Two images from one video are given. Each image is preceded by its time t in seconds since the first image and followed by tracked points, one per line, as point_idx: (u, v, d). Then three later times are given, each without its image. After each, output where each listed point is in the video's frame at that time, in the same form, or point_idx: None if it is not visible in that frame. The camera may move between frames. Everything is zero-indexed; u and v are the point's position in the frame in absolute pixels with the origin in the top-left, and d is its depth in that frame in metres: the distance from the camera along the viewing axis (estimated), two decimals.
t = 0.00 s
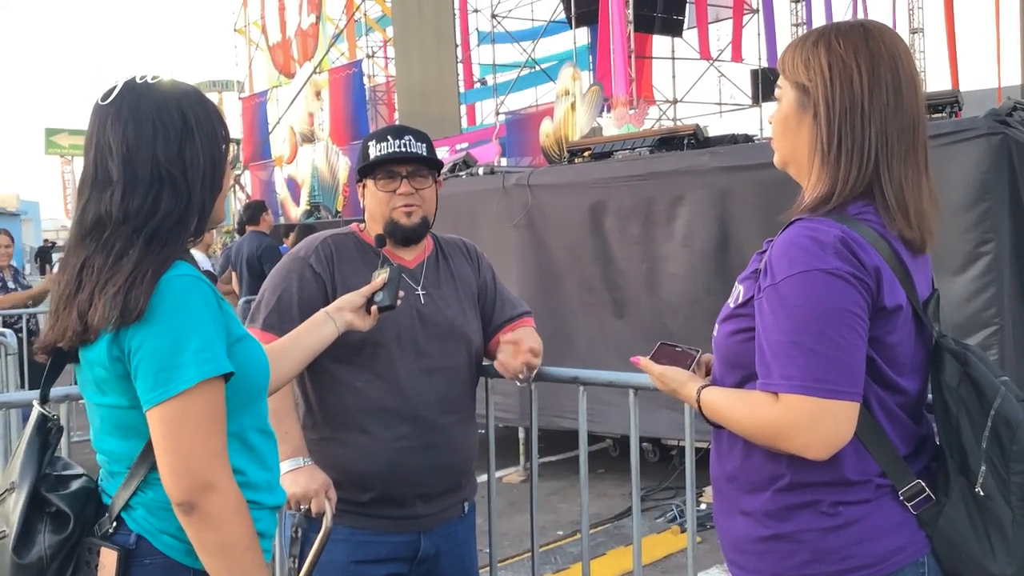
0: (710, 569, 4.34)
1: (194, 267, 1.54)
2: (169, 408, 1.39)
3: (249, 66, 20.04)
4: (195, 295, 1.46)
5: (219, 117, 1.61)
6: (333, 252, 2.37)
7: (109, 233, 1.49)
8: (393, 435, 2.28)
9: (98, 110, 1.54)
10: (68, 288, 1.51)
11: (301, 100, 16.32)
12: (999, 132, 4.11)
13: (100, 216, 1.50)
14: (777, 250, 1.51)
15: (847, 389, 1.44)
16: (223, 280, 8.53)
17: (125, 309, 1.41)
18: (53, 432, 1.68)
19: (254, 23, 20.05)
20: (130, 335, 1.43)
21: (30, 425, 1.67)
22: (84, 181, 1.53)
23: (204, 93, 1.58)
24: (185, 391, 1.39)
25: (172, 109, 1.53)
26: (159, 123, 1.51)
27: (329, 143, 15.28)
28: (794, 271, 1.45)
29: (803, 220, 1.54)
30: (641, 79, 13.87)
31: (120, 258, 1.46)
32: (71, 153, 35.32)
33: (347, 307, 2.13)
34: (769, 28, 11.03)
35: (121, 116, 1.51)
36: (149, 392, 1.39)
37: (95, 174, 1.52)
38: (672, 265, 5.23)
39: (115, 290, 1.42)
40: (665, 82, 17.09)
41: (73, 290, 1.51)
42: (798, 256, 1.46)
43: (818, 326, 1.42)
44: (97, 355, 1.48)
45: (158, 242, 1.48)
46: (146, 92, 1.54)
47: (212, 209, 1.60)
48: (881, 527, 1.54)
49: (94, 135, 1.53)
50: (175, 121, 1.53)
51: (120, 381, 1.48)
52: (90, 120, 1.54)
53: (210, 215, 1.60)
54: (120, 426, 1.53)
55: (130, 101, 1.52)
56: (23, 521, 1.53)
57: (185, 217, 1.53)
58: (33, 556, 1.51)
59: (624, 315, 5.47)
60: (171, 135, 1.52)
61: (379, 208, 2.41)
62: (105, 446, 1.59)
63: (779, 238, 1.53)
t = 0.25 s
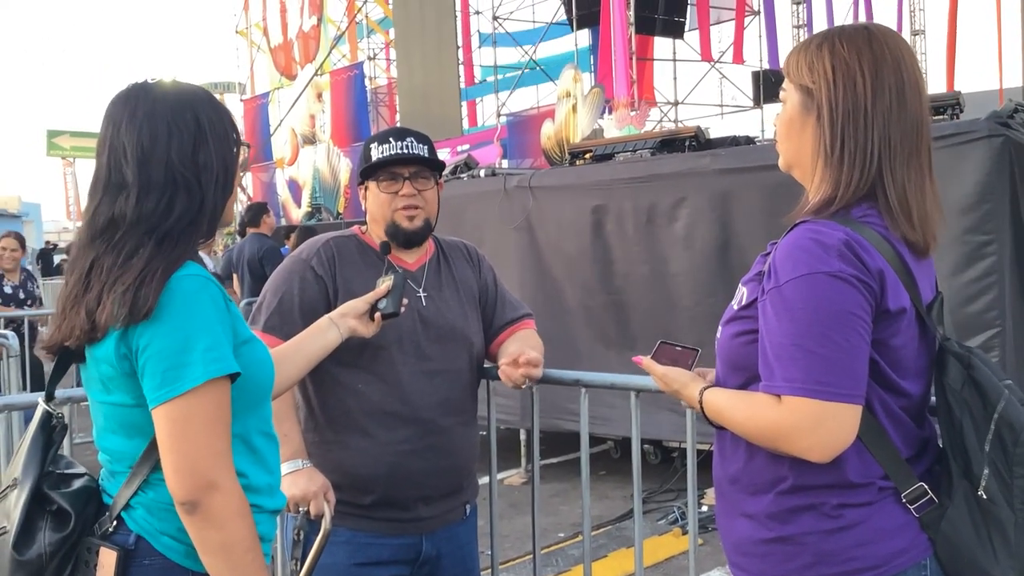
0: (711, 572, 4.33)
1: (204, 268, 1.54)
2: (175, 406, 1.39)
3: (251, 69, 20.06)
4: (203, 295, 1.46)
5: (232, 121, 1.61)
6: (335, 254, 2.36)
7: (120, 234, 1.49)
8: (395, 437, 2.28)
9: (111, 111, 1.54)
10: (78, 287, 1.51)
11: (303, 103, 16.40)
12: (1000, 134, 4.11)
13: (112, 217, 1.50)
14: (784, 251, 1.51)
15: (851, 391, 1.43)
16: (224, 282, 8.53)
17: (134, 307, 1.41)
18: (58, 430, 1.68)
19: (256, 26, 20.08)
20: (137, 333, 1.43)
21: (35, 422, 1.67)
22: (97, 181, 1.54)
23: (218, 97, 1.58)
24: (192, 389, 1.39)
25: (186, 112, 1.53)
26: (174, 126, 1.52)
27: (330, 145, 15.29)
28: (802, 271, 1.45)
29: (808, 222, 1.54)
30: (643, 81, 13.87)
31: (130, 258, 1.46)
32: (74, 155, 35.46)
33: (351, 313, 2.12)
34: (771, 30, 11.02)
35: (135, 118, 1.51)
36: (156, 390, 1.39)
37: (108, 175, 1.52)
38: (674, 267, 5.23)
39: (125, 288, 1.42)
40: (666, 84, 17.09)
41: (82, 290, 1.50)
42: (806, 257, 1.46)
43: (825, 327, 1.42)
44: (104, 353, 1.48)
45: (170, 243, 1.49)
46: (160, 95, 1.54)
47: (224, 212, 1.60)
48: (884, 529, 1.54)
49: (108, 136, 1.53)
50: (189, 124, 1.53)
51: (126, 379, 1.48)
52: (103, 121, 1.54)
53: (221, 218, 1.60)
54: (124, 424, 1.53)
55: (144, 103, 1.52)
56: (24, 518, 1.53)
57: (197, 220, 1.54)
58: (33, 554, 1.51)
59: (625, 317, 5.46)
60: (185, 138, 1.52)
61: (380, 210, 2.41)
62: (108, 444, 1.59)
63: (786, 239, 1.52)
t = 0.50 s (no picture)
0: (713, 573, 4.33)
1: (211, 270, 1.55)
2: (181, 407, 1.39)
3: (253, 70, 20.07)
4: (209, 297, 1.46)
5: (240, 123, 1.62)
6: (337, 256, 2.37)
7: (128, 234, 1.50)
8: (396, 439, 2.28)
9: (120, 113, 1.55)
10: (84, 287, 1.51)
11: (304, 104, 16.43)
12: (1001, 135, 4.10)
13: (120, 217, 1.51)
14: (790, 252, 1.51)
15: (856, 393, 1.43)
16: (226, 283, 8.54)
17: (141, 307, 1.41)
18: (61, 430, 1.69)
19: (258, 27, 20.08)
20: (144, 334, 1.43)
21: (39, 422, 1.69)
22: (105, 182, 1.54)
23: (227, 99, 1.59)
24: (199, 391, 1.39)
25: (196, 114, 1.54)
26: (183, 128, 1.52)
27: (332, 146, 15.29)
28: (807, 272, 1.45)
29: (812, 224, 1.54)
30: (644, 82, 13.87)
31: (137, 258, 1.47)
32: (76, 155, 35.49)
33: (353, 318, 2.13)
34: (773, 30, 11.00)
35: (145, 119, 1.51)
36: (162, 391, 1.39)
37: (117, 175, 1.53)
38: (675, 268, 5.23)
39: (132, 288, 1.42)
40: (667, 85, 17.09)
41: (89, 289, 1.50)
42: (812, 259, 1.46)
43: (831, 328, 1.42)
44: (110, 354, 1.48)
45: (178, 244, 1.49)
46: (170, 97, 1.54)
47: (231, 214, 1.61)
48: (887, 530, 1.54)
49: (117, 136, 1.53)
50: (199, 126, 1.53)
51: (132, 379, 1.48)
52: (113, 122, 1.55)
53: (228, 220, 1.61)
54: (129, 425, 1.53)
55: (154, 104, 1.53)
56: (27, 517, 1.54)
57: (205, 221, 1.54)
58: (36, 553, 1.51)
59: (627, 318, 5.46)
60: (194, 140, 1.53)
61: (380, 211, 2.41)
62: (112, 445, 1.59)
63: (791, 241, 1.53)
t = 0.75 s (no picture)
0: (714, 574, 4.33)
1: (212, 271, 1.54)
2: (185, 408, 1.38)
3: (254, 70, 20.06)
4: (211, 298, 1.46)
5: (238, 123, 1.61)
6: (338, 257, 2.36)
7: (128, 236, 1.49)
8: (396, 440, 2.27)
9: (118, 114, 1.54)
10: (85, 290, 1.51)
11: (305, 104, 16.41)
12: (1002, 136, 4.10)
13: (120, 220, 1.50)
14: (794, 254, 1.50)
15: (862, 394, 1.43)
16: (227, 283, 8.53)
17: (143, 309, 1.40)
18: (64, 432, 1.68)
19: (259, 28, 20.07)
20: (146, 337, 1.42)
21: (41, 425, 1.67)
22: (104, 184, 1.53)
23: (225, 99, 1.59)
24: (203, 392, 1.39)
25: (194, 114, 1.54)
26: (182, 128, 1.52)
27: (333, 147, 15.29)
28: (812, 274, 1.44)
29: (817, 225, 1.54)
30: (645, 83, 13.86)
31: (138, 261, 1.46)
32: (77, 156, 35.50)
33: (352, 314, 2.12)
34: (774, 31, 10.99)
35: (143, 121, 1.51)
36: (166, 393, 1.39)
37: (116, 177, 1.52)
38: (676, 269, 5.22)
39: (134, 290, 1.42)
40: (668, 86, 17.10)
41: (90, 292, 1.50)
42: (817, 260, 1.46)
43: (836, 330, 1.41)
44: (112, 356, 1.48)
45: (179, 246, 1.49)
46: (168, 97, 1.54)
47: (231, 214, 1.61)
48: (892, 531, 1.53)
49: (116, 138, 1.53)
50: (197, 127, 1.53)
51: (136, 381, 1.47)
52: (111, 123, 1.54)
53: (228, 221, 1.61)
54: (133, 427, 1.53)
55: (152, 106, 1.52)
56: (32, 521, 1.53)
57: (206, 222, 1.54)
58: (42, 556, 1.51)
59: (628, 319, 5.46)
60: (193, 141, 1.52)
61: (384, 213, 2.40)
62: (115, 446, 1.59)
63: (796, 242, 1.52)
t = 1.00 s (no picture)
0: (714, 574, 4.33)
1: (212, 272, 1.54)
2: (186, 410, 1.38)
3: (254, 70, 20.06)
4: (212, 299, 1.46)
5: (238, 124, 1.61)
6: (339, 257, 2.36)
7: (128, 237, 1.49)
8: (397, 440, 2.27)
9: (119, 115, 1.54)
10: (85, 291, 1.51)
11: (306, 104, 16.36)
12: (1003, 136, 4.10)
13: (120, 221, 1.50)
14: (798, 255, 1.50)
15: (866, 395, 1.43)
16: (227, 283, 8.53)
17: (143, 311, 1.40)
18: (64, 434, 1.67)
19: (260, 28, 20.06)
20: (147, 338, 1.42)
21: (42, 426, 1.67)
22: (104, 185, 1.53)
23: (226, 99, 1.59)
24: (204, 394, 1.39)
25: (195, 115, 1.53)
26: (182, 129, 1.52)
27: (334, 147, 15.30)
28: (816, 275, 1.44)
29: (822, 225, 1.53)
30: (646, 83, 13.86)
31: (138, 262, 1.46)
32: (78, 156, 35.50)
33: (353, 314, 2.12)
34: (775, 31, 10.99)
35: (144, 121, 1.51)
36: (167, 395, 1.39)
37: (116, 178, 1.52)
38: (677, 269, 5.22)
39: (134, 292, 1.42)
40: (669, 86, 17.09)
41: (89, 294, 1.50)
42: (820, 261, 1.45)
43: (840, 331, 1.41)
44: (113, 357, 1.47)
45: (179, 247, 1.49)
46: (168, 97, 1.53)
47: (230, 215, 1.61)
48: (894, 531, 1.53)
49: (116, 139, 1.53)
50: (197, 128, 1.53)
51: (136, 383, 1.47)
52: (111, 124, 1.54)
53: (228, 222, 1.60)
54: (134, 428, 1.53)
55: (152, 106, 1.52)
56: (34, 523, 1.53)
57: (205, 223, 1.54)
58: (45, 558, 1.50)
59: (628, 319, 5.45)
60: (193, 142, 1.52)
61: (387, 213, 2.40)
62: (117, 448, 1.59)
63: (799, 243, 1.52)
